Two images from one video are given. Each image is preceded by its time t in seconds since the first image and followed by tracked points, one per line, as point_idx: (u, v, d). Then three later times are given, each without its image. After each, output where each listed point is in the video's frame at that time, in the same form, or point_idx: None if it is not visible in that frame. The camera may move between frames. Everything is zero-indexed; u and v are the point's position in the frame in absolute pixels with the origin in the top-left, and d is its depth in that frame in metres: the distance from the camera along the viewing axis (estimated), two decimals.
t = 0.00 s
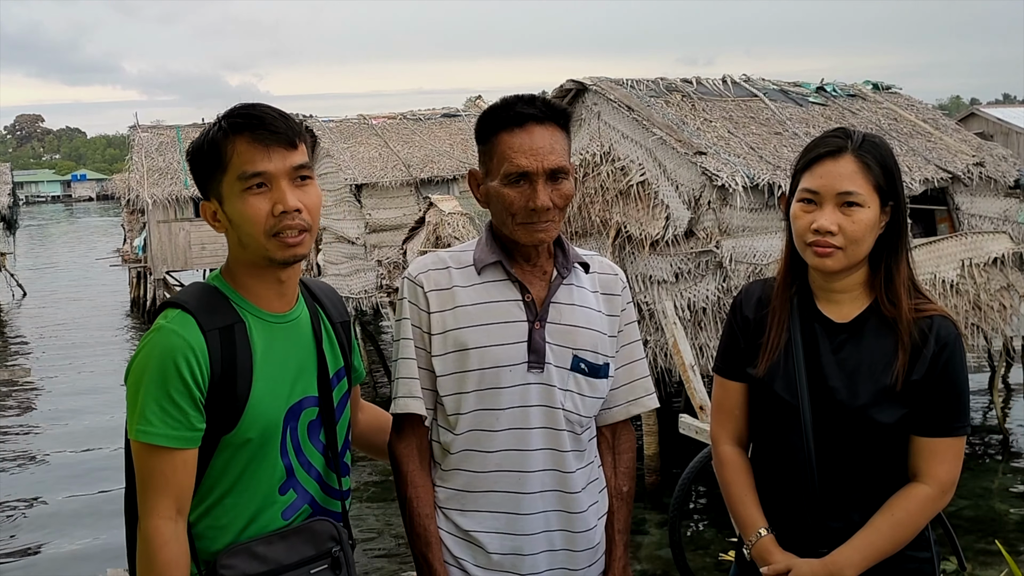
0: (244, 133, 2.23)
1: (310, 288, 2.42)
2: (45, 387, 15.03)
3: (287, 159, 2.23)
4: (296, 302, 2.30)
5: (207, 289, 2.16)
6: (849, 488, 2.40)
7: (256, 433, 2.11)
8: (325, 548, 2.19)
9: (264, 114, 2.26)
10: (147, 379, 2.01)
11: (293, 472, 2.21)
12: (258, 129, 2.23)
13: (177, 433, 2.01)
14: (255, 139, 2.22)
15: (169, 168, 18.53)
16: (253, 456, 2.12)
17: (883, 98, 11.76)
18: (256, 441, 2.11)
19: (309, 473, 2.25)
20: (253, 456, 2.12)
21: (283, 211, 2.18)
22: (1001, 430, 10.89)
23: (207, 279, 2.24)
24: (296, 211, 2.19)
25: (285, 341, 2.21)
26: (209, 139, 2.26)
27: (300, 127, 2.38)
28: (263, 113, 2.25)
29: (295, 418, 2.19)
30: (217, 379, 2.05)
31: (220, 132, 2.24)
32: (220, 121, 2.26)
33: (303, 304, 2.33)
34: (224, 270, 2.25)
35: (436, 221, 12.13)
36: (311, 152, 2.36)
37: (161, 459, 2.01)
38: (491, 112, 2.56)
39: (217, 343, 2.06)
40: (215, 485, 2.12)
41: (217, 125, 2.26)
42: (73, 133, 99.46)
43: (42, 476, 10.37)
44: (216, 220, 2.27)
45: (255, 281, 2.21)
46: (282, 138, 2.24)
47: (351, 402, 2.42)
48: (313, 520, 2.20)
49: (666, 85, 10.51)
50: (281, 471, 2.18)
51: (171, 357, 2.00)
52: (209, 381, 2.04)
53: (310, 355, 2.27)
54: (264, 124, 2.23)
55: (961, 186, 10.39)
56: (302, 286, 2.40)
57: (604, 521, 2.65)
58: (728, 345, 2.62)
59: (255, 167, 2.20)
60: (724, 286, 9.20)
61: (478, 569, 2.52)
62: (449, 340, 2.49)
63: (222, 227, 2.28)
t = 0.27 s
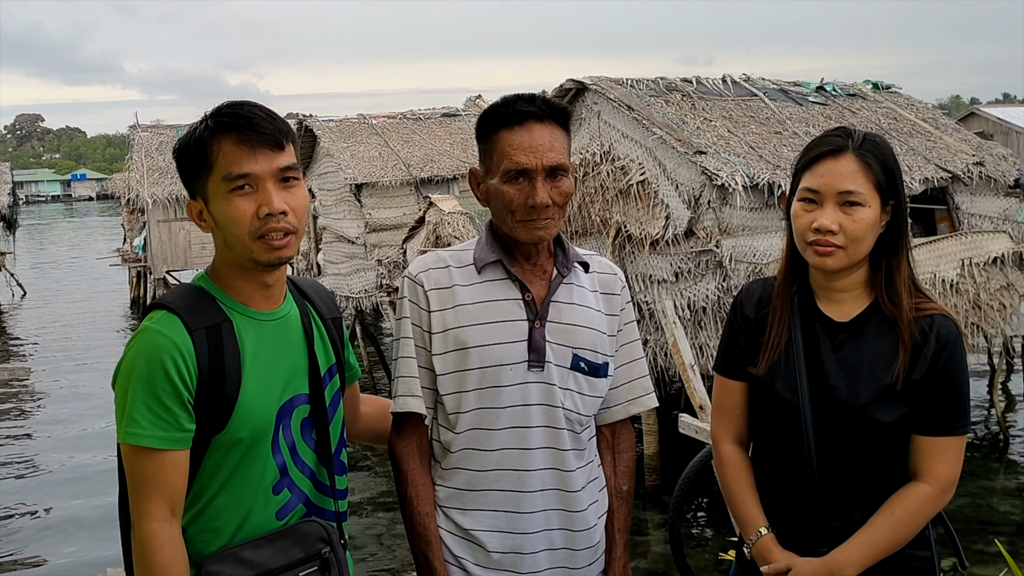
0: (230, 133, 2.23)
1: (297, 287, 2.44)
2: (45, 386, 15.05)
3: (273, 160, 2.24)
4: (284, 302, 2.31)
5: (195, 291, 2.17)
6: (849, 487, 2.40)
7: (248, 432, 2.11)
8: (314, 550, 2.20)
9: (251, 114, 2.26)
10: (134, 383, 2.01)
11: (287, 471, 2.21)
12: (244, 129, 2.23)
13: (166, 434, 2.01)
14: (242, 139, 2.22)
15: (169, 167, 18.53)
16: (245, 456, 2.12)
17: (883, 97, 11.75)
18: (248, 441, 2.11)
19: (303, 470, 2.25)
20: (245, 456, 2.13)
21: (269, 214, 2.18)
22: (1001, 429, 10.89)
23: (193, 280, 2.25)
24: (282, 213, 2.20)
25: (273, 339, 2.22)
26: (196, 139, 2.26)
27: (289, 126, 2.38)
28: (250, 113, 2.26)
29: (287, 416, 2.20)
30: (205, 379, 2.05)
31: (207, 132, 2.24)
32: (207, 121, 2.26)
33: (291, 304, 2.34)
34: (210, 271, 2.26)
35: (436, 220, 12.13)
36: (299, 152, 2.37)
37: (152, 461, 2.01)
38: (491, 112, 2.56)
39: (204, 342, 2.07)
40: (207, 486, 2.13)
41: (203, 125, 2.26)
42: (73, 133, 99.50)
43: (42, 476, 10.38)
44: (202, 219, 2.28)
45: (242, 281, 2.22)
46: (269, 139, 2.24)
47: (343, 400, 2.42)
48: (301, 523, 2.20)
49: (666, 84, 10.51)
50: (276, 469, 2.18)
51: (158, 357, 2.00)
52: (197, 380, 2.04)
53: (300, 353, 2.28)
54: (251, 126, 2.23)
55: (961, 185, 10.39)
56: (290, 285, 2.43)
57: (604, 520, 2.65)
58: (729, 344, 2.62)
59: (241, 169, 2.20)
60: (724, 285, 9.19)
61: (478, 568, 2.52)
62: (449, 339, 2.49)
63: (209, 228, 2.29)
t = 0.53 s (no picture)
0: (225, 132, 2.23)
1: (286, 286, 2.46)
2: (45, 386, 15.06)
3: (267, 161, 2.23)
4: (276, 302, 2.32)
5: (187, 292, 2.18)
6: (849, 486, 2.40)
7: (245, 433, 2.11)
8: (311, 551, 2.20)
9: (247, 113, 2.26)
10: (128, 384, 2.00)
11: (285, 471, 2.22)
12: (239, 129, 2.23)
13: (166, 436, 2.00)
14: (236, 139, 2.23)
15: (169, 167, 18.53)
16: (242, 457, 2.13)
17: (883, 98, 11.75)
18: (245, 443, 2.12)
19: (299, 469, 2.26)
20: (243, 457, 2.13)
21: (259, 216, 2.19)
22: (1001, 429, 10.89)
23: (184, 281, 2.26)
24: (272, 216, 2.20)
25: (266, 339, 2.23)
26: (191, 135, 2.27)
27: (285, 125, 2.38)
28: (247, 112, 2.26)
29: (283, 416, 2.21)
30: (201, 380, 2.05)
31: (203, 129, 2.25)
32: (204, 118, 2.27)
33: (283, 304, 2.35)
34: (202, 272, 2.27)
35: (436, 220, 12.14)
36: (294, 151, 2.37)
37: (149, 464, 1.99)
38: (490, 112, 2.56)
39: (199, 343, 2.07)
40: (204, 488, 2.12)
41: (199, 122, 2.27)
42: (74, 133, 99.52)
43: (42, 476, 10.39)
44: (196, 218, 2.29)
45: (232, 282, 2.23)
46: (265, 141, 2.24)
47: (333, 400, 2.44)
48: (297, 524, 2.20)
49: (666, 85, 10.52)
50: (274, 470, 2.19)
51: (153, 359, 2.00)
52: (193, 381, 2.04)
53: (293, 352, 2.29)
54: (245, 125, 2.23)
55: (961, 185, 10.40)
56: (280, 284, 2.44)
57: (604, 520, 2.66)
58: (729, 343, 2.62)
59: (232, 169, 2.21)
60: (724, 285, 9.19)
61: (478, 567, 2.52)
62: (449, 339, 2.50)
63: (201, 226, 2.30)
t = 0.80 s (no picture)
0: (213, 132, 2.23)
1: (281, 285, 2.45)
2: (45, 387, 15.05)
3: (257, 161, 2.24)
4: (271, 303, 2.32)
5: (182, 294, 2.18)
6: (848, 487, 2.40)
7: (242, 436, 2.12)
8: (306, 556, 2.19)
9: (235, 112, 2.27)
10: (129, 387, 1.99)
11: (281, 474, 2.22)
12: (228, 128, 2.23)
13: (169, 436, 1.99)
14: (225, 138, 2.22)
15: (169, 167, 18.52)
16: (238, 461, 2.13)
17: (883, 98, 11.75)
18: (241, 446, 2.12)
19: (295, 473, 2.26)
20: (239, 460, 2.13)
21: (252, 215, 2.19)
22: (1000, 429, 10.90)
23: (178, 283, 2.26)
24: (264, 215, 2.20)
25: (262, 342, 2.23)
26: (178, 136, 2.27)
27: (274, 124, 2.38)
28: (235, 111, 2.26)
29: (280, 418, 2.21)
30: (199, 385, 2.05)
31: (190, 130, 2.25)
32: (191, 119, 2.26)
33: (279, 305, 2.35)
34: (196, 273, 2.27)
35: (436, 220, 12.14)
36: (284, 150, 2.37)
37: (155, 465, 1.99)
38: (488, 112, 2.56)
39: (195, 346, 2.07)
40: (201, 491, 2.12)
41: (187, 122, 2.27)
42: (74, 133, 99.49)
43: (42, 476, 10.39)
44: (187, 218, 2.29)
45: (227, 283, 2.23)
46: (254, 139, 2.24)
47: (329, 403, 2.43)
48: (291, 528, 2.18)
49: (666, 84, 10.52)
50: (270, 473, 2.19)
51: (152, 362, 1.99)
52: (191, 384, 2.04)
53: (289, 353, 2.29)
54: (236, 125, 2.24)
55: (960, 185, 10.39)
56: (274, 283, 2.44)
57: (604, 520, 2.66)
58: (728, 344, 2.62)
59: (223, 169, 2.21)
60: (724, 285, 9.19)
61: (478, 568, 2.52)
62: (448, 339, 2.50)
63: (193, 227, 2.30)
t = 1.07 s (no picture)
0: (217, 131, 2.23)
1: (284, 285, 2.45)
2: (45, 386, 15.04)
3: (261, 159, 2.23)
4: (274, 303, 2.32)
5: (185, 294, 2.18)
6: (849, 487, 2.40)
7: (240, 438, 2.11)
8: (304, 559, 2.18)
9: (239, 111, 2.27)
10: (121, 390, 2.00)
11: (281, 476, 2.22)
12: (232, 127, 2.23)
13: (156, 441, 2.01)
14: (229, 137, 2.22)
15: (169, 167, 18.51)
16: (236, 463, 2.13)
17: (883, 97, 11.75)
18: (240, 447, 2.12)
19: (296, 475, 2.25)
20: (236, 462, 2.13)
21: (256, 213, 2.19)
22: (1000, 429, 10.89)
23: (182, 283, 2.26)
24: (269, 214, 2.19)
25: (262, 342, 2.23)
26: (182, 136, 2.27)
27: (279, 123, 2.38)
28: (239, 110, 2.26)
29: (280, 420, 2.21)
30: (195, 387, 2.05)
31: (195, 128, 2.25)
32: (195, 118, 2.26)
33: (282, 305, 2.35)
34: (200, 273, 2.27)
35: (436, 220, 12.14)
36: (288, 149, 2.36)
37: (139, 469, 2.00)
38: (490, 112, 2.56)
39: (193, 347, 2.07)
40: (199, 494, 2.13)
41: (191, 121, 2.27)
42: (74, 133, 99.48)
43: (43, 476, 10.38)
44: (191, 218, 2.29)
45: (231, 282, 2.24)
46: (257, 137, 2.24)
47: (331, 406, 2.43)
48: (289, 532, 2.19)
49: (666, 84, 10.52)
50: (269, 475, 2.19)
51: (146, 363, 2.00)
52: (186, 386, 2.04)
53: (290, 356, 2.29)
54: (239, 124, 2.24)
55: (961, 185, 10.39)
56: (278, 283, 2.44)
57: (605, 520, 2.65)
58: (729, 344, 2.62)
59: (227, 167, 2.21)
60: (724, 285, 9.18)
61: (479, 568, 2.52)
62: (449, 339, 2.50)
63: (197, 226, 2.30)
